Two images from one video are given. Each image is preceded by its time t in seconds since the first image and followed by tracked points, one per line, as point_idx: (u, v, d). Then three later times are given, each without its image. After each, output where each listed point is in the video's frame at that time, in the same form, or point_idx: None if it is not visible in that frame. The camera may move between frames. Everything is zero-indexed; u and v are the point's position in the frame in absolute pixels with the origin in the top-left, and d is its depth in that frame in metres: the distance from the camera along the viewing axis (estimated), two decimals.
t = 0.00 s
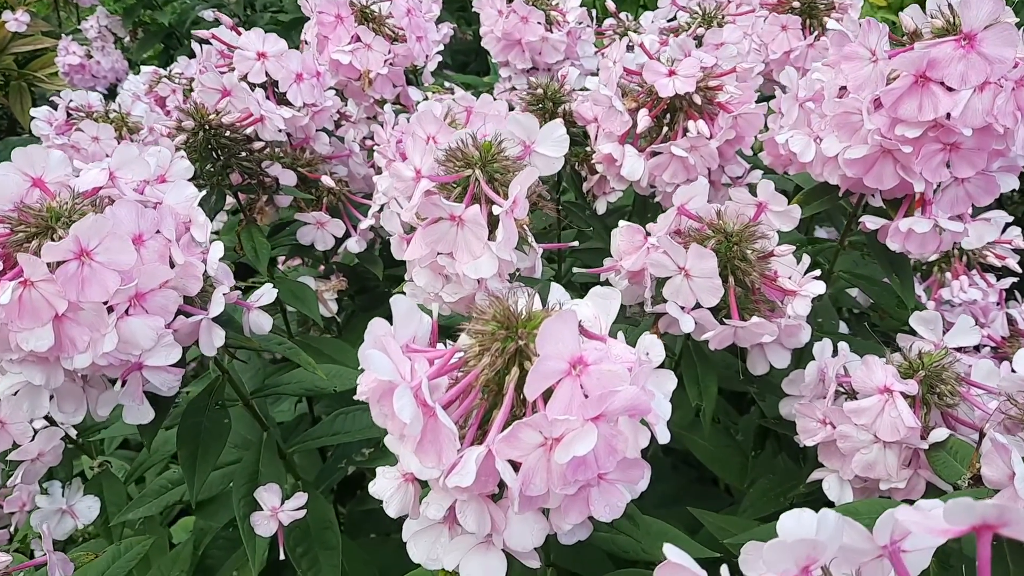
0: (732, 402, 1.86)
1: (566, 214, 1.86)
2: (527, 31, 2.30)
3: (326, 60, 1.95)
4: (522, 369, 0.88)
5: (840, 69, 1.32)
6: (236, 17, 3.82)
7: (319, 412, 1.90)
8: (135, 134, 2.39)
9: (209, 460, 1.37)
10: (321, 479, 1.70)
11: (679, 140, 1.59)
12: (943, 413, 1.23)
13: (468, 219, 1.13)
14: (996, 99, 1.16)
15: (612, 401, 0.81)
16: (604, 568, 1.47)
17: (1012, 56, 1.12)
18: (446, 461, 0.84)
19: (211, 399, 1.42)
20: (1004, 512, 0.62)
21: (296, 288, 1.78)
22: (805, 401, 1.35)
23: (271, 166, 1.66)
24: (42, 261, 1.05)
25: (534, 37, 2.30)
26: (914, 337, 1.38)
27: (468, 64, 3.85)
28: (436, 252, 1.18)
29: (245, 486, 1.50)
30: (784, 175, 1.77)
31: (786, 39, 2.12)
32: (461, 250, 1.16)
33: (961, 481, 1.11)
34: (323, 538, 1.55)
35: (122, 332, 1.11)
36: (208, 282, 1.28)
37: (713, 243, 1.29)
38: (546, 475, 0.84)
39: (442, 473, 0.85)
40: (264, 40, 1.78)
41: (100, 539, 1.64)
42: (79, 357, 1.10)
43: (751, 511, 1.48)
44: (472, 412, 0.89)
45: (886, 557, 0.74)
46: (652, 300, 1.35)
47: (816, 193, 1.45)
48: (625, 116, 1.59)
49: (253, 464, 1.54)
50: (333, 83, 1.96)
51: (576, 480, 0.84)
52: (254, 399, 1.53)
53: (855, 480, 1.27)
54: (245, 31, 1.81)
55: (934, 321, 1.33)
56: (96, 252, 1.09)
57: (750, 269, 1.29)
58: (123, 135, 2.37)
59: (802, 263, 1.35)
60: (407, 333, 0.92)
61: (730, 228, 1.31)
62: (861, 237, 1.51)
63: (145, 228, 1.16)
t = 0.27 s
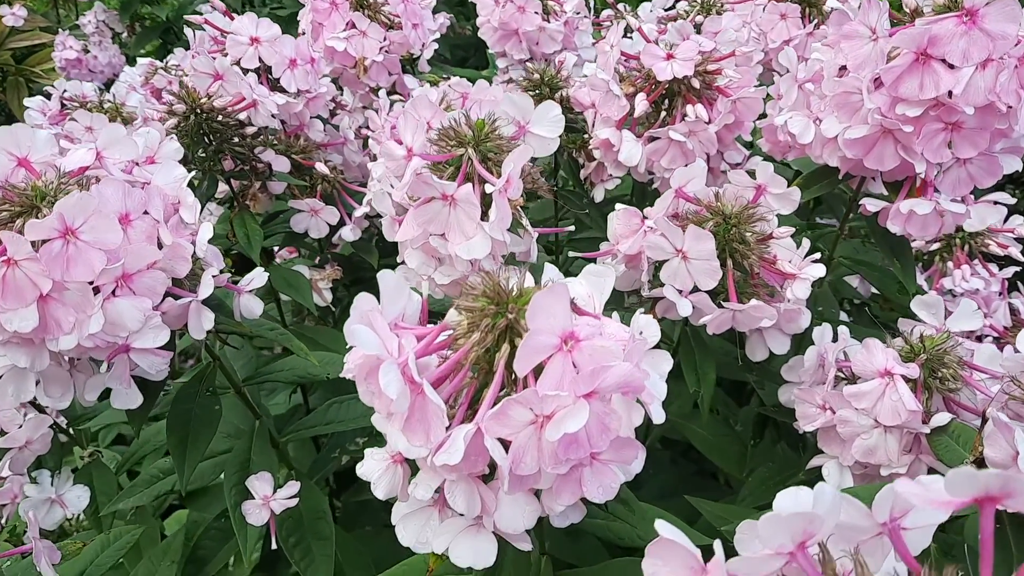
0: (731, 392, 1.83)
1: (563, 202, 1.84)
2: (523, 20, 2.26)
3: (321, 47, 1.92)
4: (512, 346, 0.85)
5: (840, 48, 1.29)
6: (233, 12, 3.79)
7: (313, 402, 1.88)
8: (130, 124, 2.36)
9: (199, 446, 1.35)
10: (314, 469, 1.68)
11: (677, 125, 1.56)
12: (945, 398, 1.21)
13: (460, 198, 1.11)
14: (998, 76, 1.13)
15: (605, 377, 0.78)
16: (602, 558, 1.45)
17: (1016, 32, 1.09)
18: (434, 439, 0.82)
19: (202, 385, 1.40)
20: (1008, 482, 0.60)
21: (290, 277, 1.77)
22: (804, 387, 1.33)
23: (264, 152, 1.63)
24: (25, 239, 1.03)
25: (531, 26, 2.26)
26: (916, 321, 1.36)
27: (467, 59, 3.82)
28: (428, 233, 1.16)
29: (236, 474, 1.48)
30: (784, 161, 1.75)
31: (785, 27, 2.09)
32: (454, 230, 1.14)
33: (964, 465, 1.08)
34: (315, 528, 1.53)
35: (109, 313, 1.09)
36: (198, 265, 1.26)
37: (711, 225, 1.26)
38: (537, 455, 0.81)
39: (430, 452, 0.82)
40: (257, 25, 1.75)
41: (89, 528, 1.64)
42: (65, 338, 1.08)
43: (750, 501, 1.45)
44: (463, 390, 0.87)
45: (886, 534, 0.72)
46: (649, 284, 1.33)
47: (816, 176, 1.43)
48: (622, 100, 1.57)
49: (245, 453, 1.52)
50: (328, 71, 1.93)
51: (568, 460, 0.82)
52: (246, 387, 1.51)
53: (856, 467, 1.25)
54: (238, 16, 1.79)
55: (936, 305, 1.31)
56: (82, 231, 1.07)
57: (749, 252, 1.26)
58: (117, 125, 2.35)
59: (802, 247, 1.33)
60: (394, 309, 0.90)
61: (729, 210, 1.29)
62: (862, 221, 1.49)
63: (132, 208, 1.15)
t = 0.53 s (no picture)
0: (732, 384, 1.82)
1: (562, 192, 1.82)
2: (523, 12, 2.21)
3: (316, 36, 1.89)
4: (506, 324, 0.83)
5: (841, 30, 1.27)
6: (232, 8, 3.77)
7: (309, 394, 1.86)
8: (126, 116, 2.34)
9: (191, 435, 1.33)
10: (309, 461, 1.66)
11: (676, 111, 1.54)
12: (947, 384, 1.19)
13: (455, 180, 1.08)
14: (1001, 57, 1.12)
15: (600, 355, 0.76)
16: (600, 550, 1.43)
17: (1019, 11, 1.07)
18: (425, 418, 0.80)
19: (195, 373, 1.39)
20: (1014, 456, 0.58)
21: (284, 267, 1.76)
22: (804, 374, 1.31)
23: (258, 139, 1.61)
24: (12, 220, 1.01)
25: (531, 17, 2.20)
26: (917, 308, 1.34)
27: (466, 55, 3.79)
28: (422, 216, 1.14)
29: (229, 464, 1.47)
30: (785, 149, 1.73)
31: (786, 18, 2.07)
32: (449, 214, 1.11)
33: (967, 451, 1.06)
34: (310, 519, 1.51)
35: (97, 297, 1.07)
36: (189, 251, 1.24)
37: (711, 210, 1.24)
38: (532, 434, 0.80)
39: (422, 431, 0.81)
40: (252, 12, 1.73)
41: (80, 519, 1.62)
42: (52, 322, 1.06)
43: (750, 491, 1.44)
44: (455, 369, 0.85)
45: (889, 513, 0.70)
46: (648, 270, 1.31)
47: (817, 162, 1.41)
48: (620, 87, 1.55)
49: (238, 443, 1.51)
50: (324, 60, 1.91)
51: (563, 440, 0.80)
52: (239, 375, 1.49)
53: (857, 455, 1.23)
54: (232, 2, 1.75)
55: (937, 292, 1.29)
56: (69, 213, 1.05)
57: (749, 237, 1.24)
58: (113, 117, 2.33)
59: (802, 233, 1.31)
60: (385, 286, 0.87)
61: (728, 195, 1.27)
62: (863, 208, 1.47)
63: (122, 190, 1.12)
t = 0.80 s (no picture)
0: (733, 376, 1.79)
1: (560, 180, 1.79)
2: None
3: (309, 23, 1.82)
4: (500, 302, 0.81)
5: (843, 9, 1.25)
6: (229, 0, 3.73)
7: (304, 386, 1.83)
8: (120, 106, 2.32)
9: (179, 426, 1.31)
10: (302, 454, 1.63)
11: (676, 96, 1.51)
12: (953, 370, 1.16)
13: (448, 160, 1.05)
14: (1008, 34, 1.08)
15: (598, 333, 0.73)
16: (599, 542, 1.40)
17: None
18: (416, 399, 0.77)
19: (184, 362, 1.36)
20: None
21: (276, 256, 1.73)
22: (807, 361, 1.28)
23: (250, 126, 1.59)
24: None
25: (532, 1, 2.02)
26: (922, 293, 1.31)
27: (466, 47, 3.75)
28: (415, 198, 1.10)
29: (217, 457, 1.44)
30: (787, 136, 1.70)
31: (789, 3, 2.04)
32: (442, 195, 1.08)
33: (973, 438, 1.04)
34: (302, 511, 1.48)
35: (81, 281, 1.04)
36: (176, 235, 1.21)
37: (710, 191, 1.22)
38: (527, 416, 0.77)
39: (413, 414, 0.78)
40: None
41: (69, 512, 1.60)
42: (35, 307, 1.03)
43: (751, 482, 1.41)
44: (447, 351, 0.83)
45: (894, 495, 0.68)
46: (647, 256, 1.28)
47: (820, 146, 1.39)
48: (619, 71, 1.52)
49: (227, 436, 1.48)
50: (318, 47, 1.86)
51: (559, 422, 0.77)
52: (230, 365, 1.47)
53: (861, 443, 1.21)
54: None
55: (943, 277, 1.26)
56: (52, 194, 1.02)
57: (749, 220, 1.22)
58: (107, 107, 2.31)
59: (804, 217, 1.29)
60: (376, 265, 0.85)
61: (728, 176, 1.25)
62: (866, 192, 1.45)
63: (106, 171, 1.10)
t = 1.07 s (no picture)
0: (733, 370, 1.77)
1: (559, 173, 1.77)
2: None
3: (305, 13, 1.75)
4: (494, 288, 0.79)
5: None
6: None
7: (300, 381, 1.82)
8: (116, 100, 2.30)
9: (172, 419, 1.29)
10: (298, 450, 1.60)
11: (676, 84, 1.49)
12: (958, 361, 1.14)
13: (442, 146, 1.03)
14: (1013, 17, 1.06)
15: (593, 318, 0.71)
16: (598, 537, 1.38)
17: None
18: (408, 388, 0.75)
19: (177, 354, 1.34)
20: None
21: (271, 249, 1.71)
22: (809, 353, 1.26)
23: (244, 117, 1.57)
24: None
25: None
26: (927, 283, 1.29)
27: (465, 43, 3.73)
28: (410, 184, 1.08)
29: (211, 451, 1.43)
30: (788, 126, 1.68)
31: None
32: (436, 181, 1.06)
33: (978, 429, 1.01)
34: (298, 507, 1.45)
35: (68, 271, 1.02)
36: (166, 225, 1.20)
37: (710, 179, 1.20)
38: (521, 404, 0.75)
39: (405, 403, 0.76)
40: None
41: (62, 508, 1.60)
42: (21, 296, 1.01)
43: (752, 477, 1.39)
44: (440, 339, 0.81)
45: (900, 485, 0.66)
46: (646, 245, 1.26)
47: (822, 135, 1.37)
48: (618, 60, 1.50)
49: (221, 429, 1.46)
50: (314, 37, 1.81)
51: (554, 411, 0.75)
52: (223, 358, 1.45)
53: (864, 435, 1.19)
54: None
55: (948, 266, 1.24)
56: (38, 181, 1.00)
57: (750, 209, 1.20)
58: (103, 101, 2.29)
59: (806, 206, 1.27)
60: (366, 251, 0.82)
61: (728, 164, 1.23)
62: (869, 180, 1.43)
63: (95, 159, 1.08)
